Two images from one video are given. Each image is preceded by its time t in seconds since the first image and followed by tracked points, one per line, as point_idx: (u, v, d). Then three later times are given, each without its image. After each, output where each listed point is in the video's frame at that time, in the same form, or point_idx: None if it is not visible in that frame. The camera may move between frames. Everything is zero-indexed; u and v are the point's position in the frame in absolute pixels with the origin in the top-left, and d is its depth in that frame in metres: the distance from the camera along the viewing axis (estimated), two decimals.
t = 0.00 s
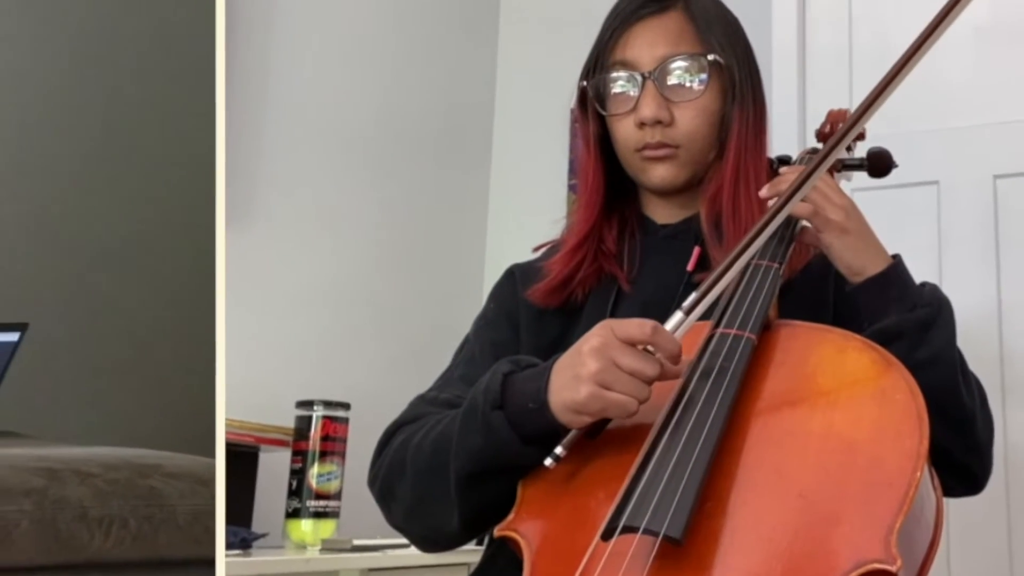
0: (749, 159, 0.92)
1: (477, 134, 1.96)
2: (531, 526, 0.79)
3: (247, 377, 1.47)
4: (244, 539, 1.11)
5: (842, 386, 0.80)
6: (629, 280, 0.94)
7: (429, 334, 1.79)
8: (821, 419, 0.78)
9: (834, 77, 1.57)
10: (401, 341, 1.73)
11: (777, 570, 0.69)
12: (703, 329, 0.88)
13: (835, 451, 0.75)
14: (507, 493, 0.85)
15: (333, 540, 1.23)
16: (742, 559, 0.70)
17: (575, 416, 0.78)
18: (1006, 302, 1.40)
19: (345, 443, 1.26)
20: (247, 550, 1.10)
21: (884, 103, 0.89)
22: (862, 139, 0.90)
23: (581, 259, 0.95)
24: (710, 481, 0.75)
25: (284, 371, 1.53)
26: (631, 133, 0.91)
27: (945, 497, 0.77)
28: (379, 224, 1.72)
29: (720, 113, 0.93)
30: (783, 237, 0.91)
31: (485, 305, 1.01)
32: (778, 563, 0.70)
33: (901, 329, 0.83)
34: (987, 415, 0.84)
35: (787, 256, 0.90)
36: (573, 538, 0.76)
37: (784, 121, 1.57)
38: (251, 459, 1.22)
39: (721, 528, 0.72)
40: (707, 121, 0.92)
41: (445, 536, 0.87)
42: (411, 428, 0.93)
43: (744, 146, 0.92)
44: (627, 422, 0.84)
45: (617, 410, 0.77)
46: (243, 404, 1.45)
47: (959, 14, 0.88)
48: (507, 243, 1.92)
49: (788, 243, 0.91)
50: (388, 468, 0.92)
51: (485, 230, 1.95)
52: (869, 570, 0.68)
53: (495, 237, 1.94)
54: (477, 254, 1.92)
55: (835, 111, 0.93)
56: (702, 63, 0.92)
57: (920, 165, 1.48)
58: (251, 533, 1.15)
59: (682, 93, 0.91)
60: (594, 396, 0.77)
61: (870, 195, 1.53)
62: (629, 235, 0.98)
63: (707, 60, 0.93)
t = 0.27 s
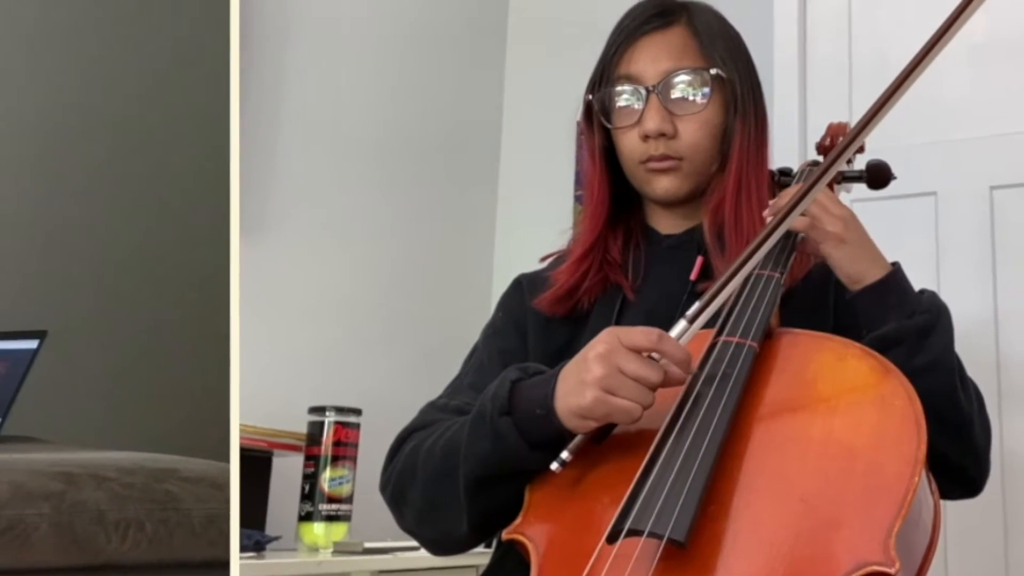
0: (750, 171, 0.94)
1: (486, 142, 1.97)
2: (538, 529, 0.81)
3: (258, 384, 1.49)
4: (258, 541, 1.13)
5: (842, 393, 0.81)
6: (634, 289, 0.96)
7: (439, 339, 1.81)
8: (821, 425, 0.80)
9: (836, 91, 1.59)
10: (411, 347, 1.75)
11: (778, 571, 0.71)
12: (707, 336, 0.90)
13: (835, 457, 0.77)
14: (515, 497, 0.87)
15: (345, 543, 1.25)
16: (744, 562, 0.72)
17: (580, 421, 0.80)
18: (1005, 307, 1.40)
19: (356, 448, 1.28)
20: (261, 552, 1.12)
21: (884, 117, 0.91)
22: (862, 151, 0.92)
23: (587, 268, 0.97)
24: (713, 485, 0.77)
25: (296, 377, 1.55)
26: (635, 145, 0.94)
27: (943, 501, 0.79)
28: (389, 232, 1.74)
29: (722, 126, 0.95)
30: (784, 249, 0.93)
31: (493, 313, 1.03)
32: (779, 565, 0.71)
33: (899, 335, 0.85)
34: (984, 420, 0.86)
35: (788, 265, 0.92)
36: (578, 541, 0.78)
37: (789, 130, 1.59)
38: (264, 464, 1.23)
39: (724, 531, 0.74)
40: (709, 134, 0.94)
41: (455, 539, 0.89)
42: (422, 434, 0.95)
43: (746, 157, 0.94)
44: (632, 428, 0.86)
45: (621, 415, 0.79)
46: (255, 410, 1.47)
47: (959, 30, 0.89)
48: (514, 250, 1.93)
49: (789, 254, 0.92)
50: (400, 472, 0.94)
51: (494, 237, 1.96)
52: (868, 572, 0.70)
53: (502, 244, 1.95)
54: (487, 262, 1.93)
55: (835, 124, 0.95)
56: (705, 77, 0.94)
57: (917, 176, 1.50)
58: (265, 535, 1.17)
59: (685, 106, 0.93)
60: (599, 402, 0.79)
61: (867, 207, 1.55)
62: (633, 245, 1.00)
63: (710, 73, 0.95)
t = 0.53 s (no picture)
0: (747, 178, 0.96)
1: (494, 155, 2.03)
2: (545, 534, 0.83)
3: (277, 394, 1.48)
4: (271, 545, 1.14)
5: (841, 399, 0.83)
6: (639, 299, 0.98)
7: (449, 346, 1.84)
8: (821, 431, 0.82)
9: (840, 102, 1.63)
10: (423, 353, 1.78)
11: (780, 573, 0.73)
12: (710, 344, 0.92)
13: (835, 462, 0.79)
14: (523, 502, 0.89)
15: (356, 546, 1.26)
16: (746, 564, 0.74)
17: (587, 429, 0.82)
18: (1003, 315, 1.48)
19: (368, 453, 1.30)
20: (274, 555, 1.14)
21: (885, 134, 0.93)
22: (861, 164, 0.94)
23: (590, 278, 1.00)
24: (715, 490, 0.79)
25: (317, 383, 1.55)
26: (635, 153, 0.96)
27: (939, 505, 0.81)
28: (402, 240, 1.76)
29: (721, 136, 0.98)
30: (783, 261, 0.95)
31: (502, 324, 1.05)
32: (780, 567, 0.73)
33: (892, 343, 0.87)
34: (981, 423, 0.88)
35: (789, 276, 0.94)
36: (584, 546, 0.80)
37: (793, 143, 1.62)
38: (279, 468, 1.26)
39: (726, 534, 0.76)
40: (708, 143, 0.96)
41: (466, 546, 0.92)
42: (432, 442, 0.97)
43: (744, 166, 0.96)
44: (636, 435, 0.87)
45: (629, 424, 0.81)
46: (277, 416, 1.47)
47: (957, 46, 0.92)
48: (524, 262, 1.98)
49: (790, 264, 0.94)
50: (411, 479, 0.97)
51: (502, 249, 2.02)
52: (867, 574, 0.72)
53: (514, 254, 2.00)
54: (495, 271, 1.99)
55: (835, 138, 0.97)
56: (704, 88, 0.97)
57: (914, 188, 1.57)
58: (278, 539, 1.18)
59: (684, 116, 0.95)
60: (608, 410, 0.81)
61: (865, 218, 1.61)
62: (637, 255, 1.02)
63: (708, 85, 0.97)
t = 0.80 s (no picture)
0: (746, 188, 0.99)
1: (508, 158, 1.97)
2: (550, 536, 0.85)
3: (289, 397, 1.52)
4: (286, 547, 1.12)
5: (841, 403, 0.86)
6: (641, 306, 1.01)
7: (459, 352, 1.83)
8: (820, 434, 0.84)
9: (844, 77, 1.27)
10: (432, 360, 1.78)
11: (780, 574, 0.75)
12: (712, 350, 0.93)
13: (834, 465, 0.81)
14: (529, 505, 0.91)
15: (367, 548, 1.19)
16: (747, 565, 0.76)
17: (596, 432, 0.85)
18: (1001, 329, 1.25)
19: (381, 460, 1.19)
20: (289, 558, 1.11)
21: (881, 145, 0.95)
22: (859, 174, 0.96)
23: (593, 286, 1.03)
24: (718, 492, 0.81)
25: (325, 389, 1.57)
26: (637, 165, 0.99)
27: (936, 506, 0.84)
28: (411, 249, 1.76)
29: (721, 147, 1.00)
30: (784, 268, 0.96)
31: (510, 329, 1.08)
32: (781, 568, 0.76)
33: (886, 350, 0.89)
34: (972, 432, 0.91)
35: (789, 284, 0.95)
36: (589, 548, 0.82)
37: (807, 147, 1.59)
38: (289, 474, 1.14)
39: (728, 535, 0.78)
40: (709, 154, 0.98)
41: (475, 547, 0.95)
42: (441, 446, 0.99)
43: (742, 177, 0.99)
44: (640, 440, 0.89)
45: (637, 427, 0.84)
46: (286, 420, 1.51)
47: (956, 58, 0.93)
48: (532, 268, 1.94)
49: (789, 273, 0.96)
50: (420, 484, 0.99)
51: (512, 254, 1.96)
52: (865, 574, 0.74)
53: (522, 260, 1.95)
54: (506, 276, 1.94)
55: (831, 148, 0.99)
56: (704, 101, 0.99)
57: (911, 194, 1.32)
58: (292, 542, 1.14)
59: (685, 128, 0.97)
60: (618, 414, 0.83)
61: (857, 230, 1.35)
62: (640, 263, 1.04)
63: (707, 96, 0.99)
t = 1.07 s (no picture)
0: (752, 201, 1.01)
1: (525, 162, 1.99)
2: (557, 540, 0.87)
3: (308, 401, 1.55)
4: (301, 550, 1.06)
5: (841, 409, 0.88)
6: (647, 315, 1.05)
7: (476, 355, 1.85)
8: (821, 440, 0.86)
9: (826, 87, 1.07)
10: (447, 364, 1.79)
11: None
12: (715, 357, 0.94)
13: (833, 471, 0.84)
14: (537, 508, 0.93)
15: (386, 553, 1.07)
16: (748, 570, 0.79)
17: (603, 439, 0.88)
18: (1000, 341, 1.01)
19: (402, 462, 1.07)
20: (305, 561, 1.06)
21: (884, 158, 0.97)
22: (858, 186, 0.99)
23: (601, 296, 1.06)
24: (720, 498, 0.84)
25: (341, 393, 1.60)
26: (644, 178, 1.02)
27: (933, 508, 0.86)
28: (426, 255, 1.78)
29: (726, 160, 1.01)
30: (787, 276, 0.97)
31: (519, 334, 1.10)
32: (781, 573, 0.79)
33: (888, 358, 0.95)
34: (967, 439, 0.96)
35: (790, 292, 0.96)
36: (594, 551, 0.85)
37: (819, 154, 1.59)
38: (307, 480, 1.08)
39: (729, 542, 0.81)
40: (715, 168, 1.01)
41: (486, 549, 0.98)
42: (451, 451, 1.02)
43: (746, 192, 1.01)
44: (645, 446, 0.91)
45: (644, 434, 0.87)
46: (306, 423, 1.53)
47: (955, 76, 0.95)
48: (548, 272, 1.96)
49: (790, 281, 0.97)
50: (430, 489, 1.02)
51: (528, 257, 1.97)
52: None
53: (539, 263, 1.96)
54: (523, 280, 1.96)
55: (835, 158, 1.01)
56: (710, 116, 1.01)
57: (911, 199, 1.04)
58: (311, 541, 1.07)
59: (690, 142, 1.00)
60: (624, 421, 0.87)
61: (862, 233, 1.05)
62: (646, 273, 1.06)
63: (713, 111, 1.01)
